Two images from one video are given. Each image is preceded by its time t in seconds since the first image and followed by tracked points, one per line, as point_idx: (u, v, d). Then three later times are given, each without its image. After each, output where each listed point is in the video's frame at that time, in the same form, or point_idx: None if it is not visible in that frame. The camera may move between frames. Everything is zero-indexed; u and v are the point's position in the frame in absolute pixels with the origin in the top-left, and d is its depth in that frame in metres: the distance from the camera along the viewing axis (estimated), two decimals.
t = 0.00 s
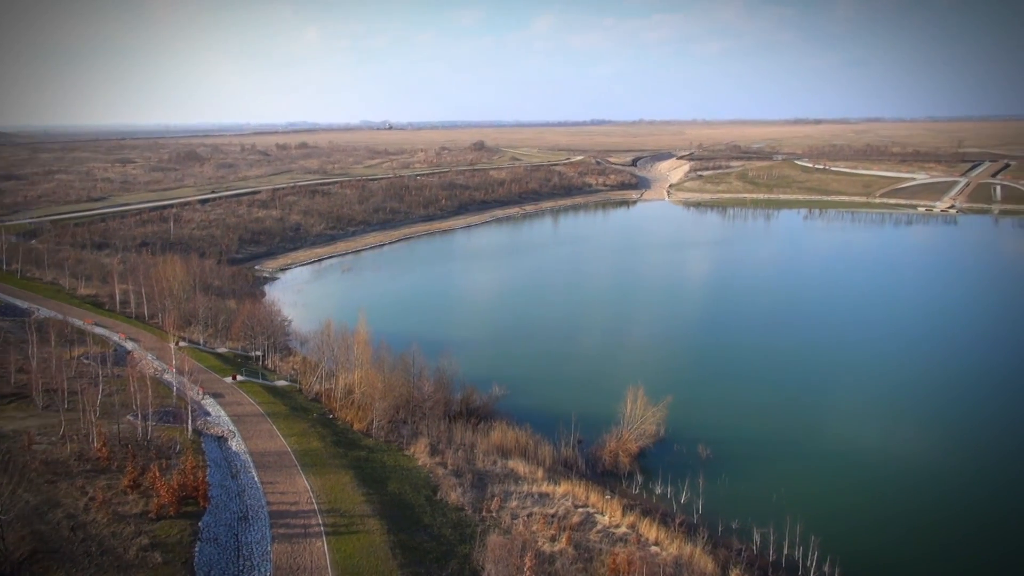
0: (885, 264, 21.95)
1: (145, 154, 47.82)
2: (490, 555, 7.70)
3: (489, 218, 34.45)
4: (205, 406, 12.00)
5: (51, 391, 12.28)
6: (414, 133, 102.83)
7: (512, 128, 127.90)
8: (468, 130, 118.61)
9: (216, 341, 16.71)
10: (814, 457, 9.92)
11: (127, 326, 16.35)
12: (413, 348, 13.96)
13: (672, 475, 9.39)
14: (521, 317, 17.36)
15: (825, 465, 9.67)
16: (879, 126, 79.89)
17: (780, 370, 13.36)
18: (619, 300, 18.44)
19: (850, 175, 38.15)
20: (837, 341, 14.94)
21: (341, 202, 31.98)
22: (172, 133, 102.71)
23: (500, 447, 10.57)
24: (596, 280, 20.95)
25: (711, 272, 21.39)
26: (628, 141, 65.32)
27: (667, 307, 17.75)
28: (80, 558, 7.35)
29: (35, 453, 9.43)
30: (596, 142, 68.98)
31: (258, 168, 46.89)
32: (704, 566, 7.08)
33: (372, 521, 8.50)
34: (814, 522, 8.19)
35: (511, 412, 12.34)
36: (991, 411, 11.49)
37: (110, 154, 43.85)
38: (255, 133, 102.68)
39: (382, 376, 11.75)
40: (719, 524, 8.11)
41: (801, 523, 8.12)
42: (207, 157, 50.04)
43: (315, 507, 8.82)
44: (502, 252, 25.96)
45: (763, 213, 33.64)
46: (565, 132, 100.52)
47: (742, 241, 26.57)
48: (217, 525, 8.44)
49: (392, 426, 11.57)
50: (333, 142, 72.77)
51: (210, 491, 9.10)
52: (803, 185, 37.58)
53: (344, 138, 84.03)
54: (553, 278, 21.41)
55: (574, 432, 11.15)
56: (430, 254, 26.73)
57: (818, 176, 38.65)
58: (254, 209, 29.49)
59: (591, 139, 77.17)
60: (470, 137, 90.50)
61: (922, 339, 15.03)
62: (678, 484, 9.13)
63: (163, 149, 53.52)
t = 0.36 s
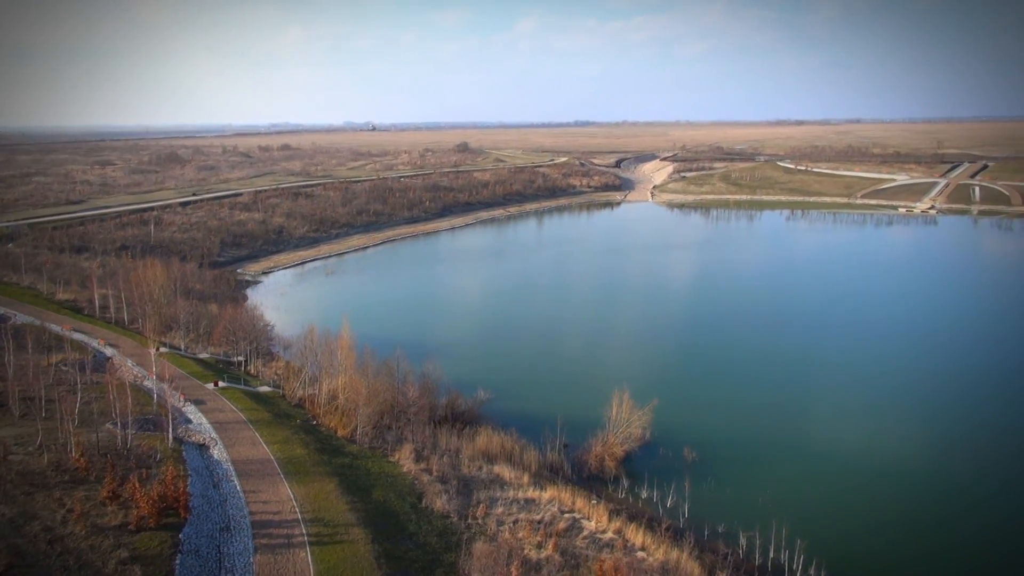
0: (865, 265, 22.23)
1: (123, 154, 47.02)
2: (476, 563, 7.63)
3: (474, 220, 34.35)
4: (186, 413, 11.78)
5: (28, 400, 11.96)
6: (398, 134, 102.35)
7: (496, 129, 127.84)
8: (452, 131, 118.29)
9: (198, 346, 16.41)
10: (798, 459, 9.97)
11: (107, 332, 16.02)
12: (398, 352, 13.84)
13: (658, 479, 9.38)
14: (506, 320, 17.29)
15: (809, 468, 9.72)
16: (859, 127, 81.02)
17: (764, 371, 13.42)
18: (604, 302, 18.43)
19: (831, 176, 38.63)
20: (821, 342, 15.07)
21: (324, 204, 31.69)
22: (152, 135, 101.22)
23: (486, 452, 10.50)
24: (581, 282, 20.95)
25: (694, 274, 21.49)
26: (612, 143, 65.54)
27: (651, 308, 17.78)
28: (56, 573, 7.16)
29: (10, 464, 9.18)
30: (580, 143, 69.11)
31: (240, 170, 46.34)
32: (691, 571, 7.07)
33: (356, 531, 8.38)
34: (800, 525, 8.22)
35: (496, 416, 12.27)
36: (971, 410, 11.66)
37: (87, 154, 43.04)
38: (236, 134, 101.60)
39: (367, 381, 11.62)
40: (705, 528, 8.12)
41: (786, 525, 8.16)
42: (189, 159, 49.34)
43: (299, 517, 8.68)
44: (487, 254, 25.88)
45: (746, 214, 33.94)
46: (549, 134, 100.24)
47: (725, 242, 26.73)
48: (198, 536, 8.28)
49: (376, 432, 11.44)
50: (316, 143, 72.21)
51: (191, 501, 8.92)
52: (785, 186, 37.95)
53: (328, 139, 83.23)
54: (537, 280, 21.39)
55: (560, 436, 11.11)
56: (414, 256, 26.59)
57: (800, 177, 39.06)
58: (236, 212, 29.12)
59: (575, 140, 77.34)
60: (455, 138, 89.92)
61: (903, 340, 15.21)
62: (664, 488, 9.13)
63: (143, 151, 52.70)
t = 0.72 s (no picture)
0: (849, 265, 22.42)
1: (106, 156, 46.34)
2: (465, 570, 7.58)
3: (461, 222, 34.26)
4: (171, 421, 11.61)
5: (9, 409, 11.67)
6: (385, 136, 102.01)
7: (483, 130, 127.81)
8: (439, 132, 118.08)
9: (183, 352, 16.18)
10: (786, 461, 10.01)
11: (90, 338, 15.77)
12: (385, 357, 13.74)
13: (647, 482, 9.37)
14: (494, 322, 17.24)
15: (797, 469, 9.76)
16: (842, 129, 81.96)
17: (751, 373, 13.48)
18: (592, 305, 18.40)
19: (816, 177, 38.98)
20: (807, 343, 15.18)
21: (311, 207, 31.46)
22: (137, 137, 99.60)
23: (474, 457, 10.45)
24: (568, 284, 20.92)
25: (681, 275, 21.57)
26: (598, 144, 65.71)
27: (638, 310, 17.83)
28: None
29: None
30: (567, 145, 69.23)
31: (226, 173, 45.90)
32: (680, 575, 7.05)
33: (345, 539, 8.29)
34: (789, 528, 8.24)
35: (485, 419, 12.22)
36: (955, 410, 11.79)
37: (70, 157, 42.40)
38: (221, 137, 100.79)
39: (354, 386, 11.52)
40: (694, 532, 8.13)
41: (775, 528, 8.17)
42: (173, 162, 48.81)
43: (286, 526, 8.57)
44: (475, 257, 25.83)
45: (732, 214, 34.16)
46: (538, 136, 100.42)
47: (711, 243, 26.86)
48: (183, 547, 8.14)
49: (364, 438, 11.34)
50: (302, 145, 71.71)
51: (177, 511, 8.79)
52: (771, 187, 38.23)
53: (315, 142, 82.58)
54: (525, 282, 21.34)
55: (549, 440, 11.07)
56: (402, 259, 26.48)
57: (786, 178, 39.38)
58: (222, 215, 28.83)
59: (562, 142, 77.46)
60: (443, 140, 89.72)
61: (887, 340, 15.35)
62: (654, 491, 9.11)
63: (126, 153, 52.07)
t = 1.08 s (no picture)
0: (832, 266, 22.60)
1: (86, 157, 45.52)
2: None
3: (447, 224, 34.14)
4: (154, 429, 11.39)
5: None
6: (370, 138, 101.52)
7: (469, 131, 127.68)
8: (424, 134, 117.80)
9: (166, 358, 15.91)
10: (773, 462, 10.04)
11: (70, 344, 15.46)
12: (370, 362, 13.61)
13: (635, 486, 9.36)
14: (480, 326, 17.13)
15: (784, 471, 9.79)
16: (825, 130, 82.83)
17: (738, 374, 13.53)
18: (578, 307, 18.38)
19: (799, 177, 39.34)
20: (792, 343, 15.28)
21: (295, 210, 31.17)
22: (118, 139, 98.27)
23: (461, 462, 10.38)
24: (554, 286, 20.90)
25: (667, 277, 21.62)
26: (583, 145, 65.81)
27: (625, 312, 17.83)
28: None
29: None
30: (552, 146, 69.28)
31: (209, 175, 45.41)
32: None
33: (330, 548, 8.18)
34: (775, 530, 8.26)
35: (471, 423, 12.15)
36: (937, 410, 11.91)
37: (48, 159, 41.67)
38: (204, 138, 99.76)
39: (339, 391, 11.39)
40: (682, 535, 8.12)
41: (762, 531, 8.19)
42: (155, 164, 48.16)
43: (270, 535, 8.43)
44: (461, 259, 25.72)
45: (717, 215, 34.37)
46: (523, 137, 100.33)
47: (696, 244, 26.99)
48: (165, 559, 7.97)
49: (349, 444, 11.22)
50: (286, 147, 71.12)
51: (159, 521, 8.62)
52: (755, 188, 38.51)
53: (299, 144, 82.09)
54: (511, 285, 21.28)
55: (536, 444, 11.02)
56: (387, 262, 26.30)
57: (769, 179, 39.70)
58: (205, 218, 28.48)
59: (547, 143, 77.53)
60: (429, 142, 89.26)
61: (870, 340, 15.49)
62: (642, 495, 9.09)
63: (106, 155, 51.26)
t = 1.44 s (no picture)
0: (811, 266, 22.85)
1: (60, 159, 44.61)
2: None
3: (429, 226, 33.99)
4: (132, 437, 11.16)
5: None
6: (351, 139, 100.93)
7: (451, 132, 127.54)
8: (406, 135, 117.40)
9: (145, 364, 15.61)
10: (754, 463, 10.10)
11: (46, 351, 15.12)
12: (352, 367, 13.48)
13: (618, 489, 9.36)
14: (464, 329, 17.00)
15: (766, 471, 9.85)
16: (803, 130, 84.06)
17: (720, 375, 13.61)
18: (561, 308, 18.39)
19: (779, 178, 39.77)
20: (775, 344, 15.39)
21: (276, 212, 30.83)
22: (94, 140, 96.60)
23: (444, 467, 10.31)
24: (537, 288, 20.90)
25: (649, 278, 21.72)
26: (565, 146, 65.94)
27: (607, 314, 17.86)
28: None
29: None
30: (534, 147, 69.34)
31: (188, 178, 44.79)
32: None
33: (311, 557, 8.07)
34: (758, 531, 8.30)
35: (454, 427, 12.08)
36: (915, 409, 12.07)
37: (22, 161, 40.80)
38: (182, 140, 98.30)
39: (321, 396, 11.27)
40: (665, 538, 8.14)
41: (745, 533, 8.23)
42: (132, 166, 47.38)
43: (251, 545, 8.29)
44: (443, 262, 25.61)
45: (699, 216, 34.62)
46: (506, 139, 100.43)
47: (678, 245, 27.15)
48: (144, 571, 7.80)
49: (331, 450, 11.09)
50: (266, 149, 70.42)
51: (137, 533, 8.44)
52: (735, 189, 38.86)
53: (279, 145, 81.32)
54: (494, 287, 21.22)
55: (520, 447, 10.99)
56: (369, 265, 26.08)
57: (749, 179, 40.08)
58: (184, 222, 28.06)
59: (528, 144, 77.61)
60: (410, 142, 88.94)
61: (848, 339, 15.67)
62: (626, 498, 9.09)
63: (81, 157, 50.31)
